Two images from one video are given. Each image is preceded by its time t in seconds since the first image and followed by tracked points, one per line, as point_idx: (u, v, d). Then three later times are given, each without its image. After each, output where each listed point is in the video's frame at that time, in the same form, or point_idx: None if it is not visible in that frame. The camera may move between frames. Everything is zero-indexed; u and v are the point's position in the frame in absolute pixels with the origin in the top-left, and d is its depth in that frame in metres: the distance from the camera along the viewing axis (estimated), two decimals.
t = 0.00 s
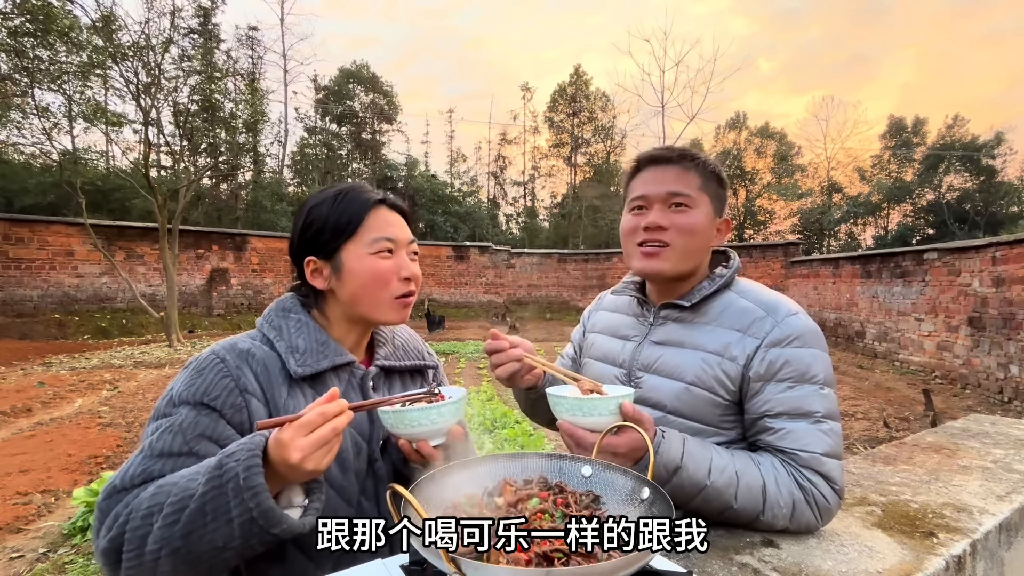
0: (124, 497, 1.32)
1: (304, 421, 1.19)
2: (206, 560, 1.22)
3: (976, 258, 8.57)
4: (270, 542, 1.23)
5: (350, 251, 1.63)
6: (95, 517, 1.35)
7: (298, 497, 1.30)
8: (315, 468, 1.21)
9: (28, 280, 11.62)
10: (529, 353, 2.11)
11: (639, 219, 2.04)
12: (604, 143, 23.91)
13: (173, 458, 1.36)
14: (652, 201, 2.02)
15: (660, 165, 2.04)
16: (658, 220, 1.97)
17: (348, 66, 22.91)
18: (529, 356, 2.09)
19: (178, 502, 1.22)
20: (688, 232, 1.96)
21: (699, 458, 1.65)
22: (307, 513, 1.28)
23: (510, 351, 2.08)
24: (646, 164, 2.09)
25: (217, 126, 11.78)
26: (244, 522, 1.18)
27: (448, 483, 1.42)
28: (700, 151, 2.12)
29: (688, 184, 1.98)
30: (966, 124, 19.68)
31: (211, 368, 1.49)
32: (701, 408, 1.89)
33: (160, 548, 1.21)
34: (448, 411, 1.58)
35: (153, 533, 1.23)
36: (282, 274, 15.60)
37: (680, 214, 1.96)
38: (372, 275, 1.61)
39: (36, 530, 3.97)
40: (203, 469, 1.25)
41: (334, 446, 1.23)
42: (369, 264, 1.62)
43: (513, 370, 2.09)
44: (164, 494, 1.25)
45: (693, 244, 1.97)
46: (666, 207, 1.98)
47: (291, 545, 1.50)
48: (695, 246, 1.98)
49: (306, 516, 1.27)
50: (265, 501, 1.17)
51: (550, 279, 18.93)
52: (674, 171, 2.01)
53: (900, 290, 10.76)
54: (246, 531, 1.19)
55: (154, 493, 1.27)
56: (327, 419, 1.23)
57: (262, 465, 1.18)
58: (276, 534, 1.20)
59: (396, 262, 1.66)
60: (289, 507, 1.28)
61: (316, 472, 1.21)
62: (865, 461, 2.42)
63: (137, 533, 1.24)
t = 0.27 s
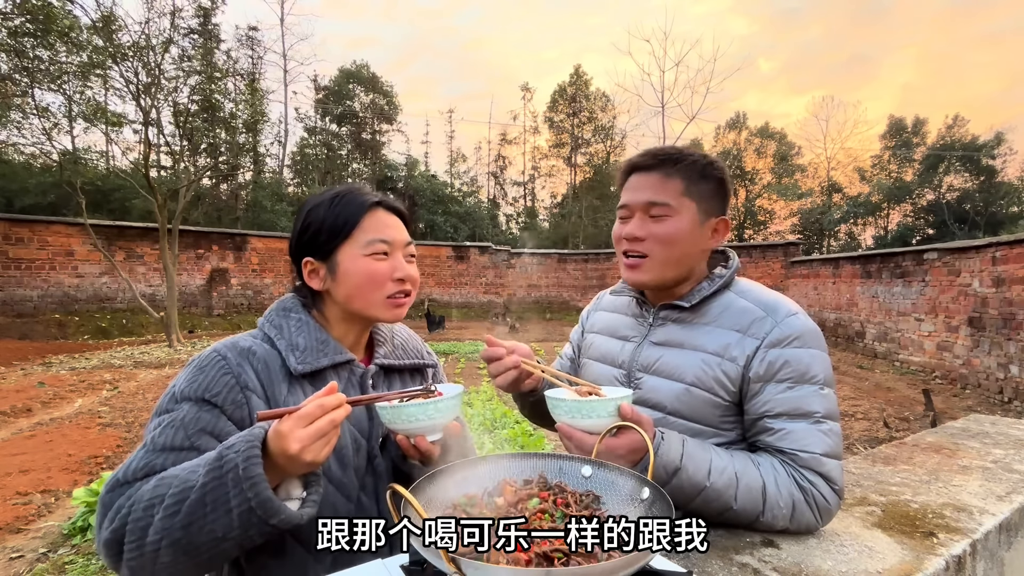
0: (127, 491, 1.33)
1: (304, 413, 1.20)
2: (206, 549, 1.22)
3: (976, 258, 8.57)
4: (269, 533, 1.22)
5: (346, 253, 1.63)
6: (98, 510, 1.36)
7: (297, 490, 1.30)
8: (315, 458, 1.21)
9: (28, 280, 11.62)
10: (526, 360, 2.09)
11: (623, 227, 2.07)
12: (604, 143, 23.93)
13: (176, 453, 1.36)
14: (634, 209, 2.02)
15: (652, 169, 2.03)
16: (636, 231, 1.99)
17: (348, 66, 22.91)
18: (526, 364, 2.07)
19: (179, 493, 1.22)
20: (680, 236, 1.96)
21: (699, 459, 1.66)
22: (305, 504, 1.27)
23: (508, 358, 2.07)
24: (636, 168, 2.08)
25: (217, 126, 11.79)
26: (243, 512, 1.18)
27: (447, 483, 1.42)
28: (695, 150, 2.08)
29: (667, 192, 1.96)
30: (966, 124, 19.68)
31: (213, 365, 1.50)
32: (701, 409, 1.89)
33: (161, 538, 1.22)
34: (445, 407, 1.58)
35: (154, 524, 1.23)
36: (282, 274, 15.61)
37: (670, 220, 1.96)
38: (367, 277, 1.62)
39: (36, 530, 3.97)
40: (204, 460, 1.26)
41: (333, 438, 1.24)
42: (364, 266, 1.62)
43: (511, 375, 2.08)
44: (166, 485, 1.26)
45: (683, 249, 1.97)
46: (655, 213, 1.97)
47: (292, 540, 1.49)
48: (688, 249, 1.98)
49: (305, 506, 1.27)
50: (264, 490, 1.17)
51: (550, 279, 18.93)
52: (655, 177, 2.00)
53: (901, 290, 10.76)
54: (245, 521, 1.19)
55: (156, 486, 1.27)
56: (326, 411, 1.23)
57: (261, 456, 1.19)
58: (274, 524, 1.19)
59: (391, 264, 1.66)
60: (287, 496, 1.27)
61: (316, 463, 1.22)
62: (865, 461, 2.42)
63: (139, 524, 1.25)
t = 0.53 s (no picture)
0: (126, 480, 1.33)
1: (302, 399, 1.21)
2: (198, 535, 1.21)
3: (976, 258, 8.57)
4: (260, 517, 1.22)
5: (326, 255, 1.62)
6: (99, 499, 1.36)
7: (290, 479, 1.28)
8: (309, 446, 1.21)
9: (28, 280, 11.62)
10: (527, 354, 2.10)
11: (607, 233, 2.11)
12: (604, 143, 23.92)
13: (176, 445, 1.36)
14: (614, 216, 2.06)
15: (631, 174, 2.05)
16: (615, 237, 2.03)
17: (348, 66, 22.90)
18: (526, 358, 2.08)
19: (173, 478, 1.22)
20: (659, 239, 1.96)
21: (698, 459, 1.66)
22: (298, 492, 1.26)
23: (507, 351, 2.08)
24: (618, 173, 2.11)
25: (217, 126, 11.80)
26: (233, 496, 1.17)
27: (447, 483, 1.42)
28: (679, 151, 2.06)
29: (639, 197, 1.98)
30: (966, 124, 19.68)
31: (215, 361, 1.50)
32: (701, 409, 1.90)
33: (155, 523, 1.21)
34: (444, 407, 1.59)
35: (149, 510, 1.23)
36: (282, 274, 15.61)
37: (645, 224, 1.97)
38: (343, 278, 1.59)
39: (36, 530, 3.97)
40: (199, 448, 1.25)
41: (328, 428, 1.23)
42: (341, 267, 1.59)
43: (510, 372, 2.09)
44: (162, 473, 1.26)
45: (663, 252, 1.97)
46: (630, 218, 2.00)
47: (292, 534, 1.50)
48: (669, 253, 1.98)
49: (297, 494, 1.25)
50: (255, 473, 1.17)
51: (550, 279, 18.93)
52: (630, 182, 2.03)
53: (901, 290, 10.76)
54: (236, 504, 1.18)
55: (153, 473, 1.27)
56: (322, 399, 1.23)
57: (253, 441, 1.19)
58: (263, 507, 1.18)
59: (370, 264, 1.61)
60: (281, 483, 1.27)
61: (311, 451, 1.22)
62: (865, 461, 2.42)
63: (134, 510, 1.25)
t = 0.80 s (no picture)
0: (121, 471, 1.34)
1: (278, 381, 1.21)
2: (177, 520, 1.20)
3: (976, 258, 8.57)
4: (236, 502, 1.20)
5: (319, 257, 1.63)
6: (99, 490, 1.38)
7: (270, 466, 1.26)
8: (285, 429, 1.20)
9: (28, 280, 11.62)
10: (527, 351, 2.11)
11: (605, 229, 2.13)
12: (604, 143, 23.92)
13: (170, 438, 1.37)
14: (612, 212, 2.07)
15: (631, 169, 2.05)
16: (612, 233, 2.04)
17: (348, 66, 22.89)
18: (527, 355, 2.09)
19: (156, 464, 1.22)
20: (648, 239, 1.96)
21: (698, 458, 1.66)
22: (276, 478, 1.24)
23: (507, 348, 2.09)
24: (618, 172, 2.11)
25: (217, 126, 11.81)
26: (207, 477, 1.16)
27: (447, 483, 1.42)
28: (681, 151, 2.06)
29: (636, 194, 1.98)
30: (966, 124, 19.68)
31: (215, 358, 1.51)
32: (700, 409, 1.89)
33: (139, 508, 1.22)
34: (443, 407, 1.59)
35: (135, 496, 1.24)
36: (283, 274, 15.61)
37: (635, 223, 1.98)
38: (332, 281, 1.59)
39: (36, 530, 3.97)
40: (182, 435, 1.25)
41: (306, 411, 1.23)
42: (330, 271, 1.60)
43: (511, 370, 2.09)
44: (149, 461, 1.27)
45: (654, 254, 1.97)
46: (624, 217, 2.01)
47: (291, 532, 1.50)
48: (662, 255, 1.98)
49: (275, 480, 1.23)
50: (226, 454, 1.15)
51: (550, 279, 18.94)
52: (632, 179, 2.03)
53: (901, 290, 10.76)
54: (209, 487, 1.17)
55: (141, 461, 1.28)
56: (300, 384, 1.23)
57: (227, 422, 1.18)
58: (234, 490, 1.16)
59: (359, 270, 1.60)
60: (260, 467, 1.25)
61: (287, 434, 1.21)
62: (865, 461, 2.42)
63: (122, 497, 1.26)
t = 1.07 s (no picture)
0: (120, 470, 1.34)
1: (277, 385, 1.21)
2: (175, 521, 1.20)
3: (976, 258, 8.56)
4: (234, 504, 1.19)
5: (325, 259, 1.63)
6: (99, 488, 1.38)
7: (268, 468, 1.26)
8: (282, 433, 1.20)
9: (28, 280, 11.62)
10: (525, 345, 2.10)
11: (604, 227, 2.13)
12: (604, 143, 23.90)
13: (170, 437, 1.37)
14: (612, 210, 2.07)
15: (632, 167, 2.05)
16: (611, 229, 2.04)
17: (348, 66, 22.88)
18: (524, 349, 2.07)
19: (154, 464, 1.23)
20: (651, 237, 1.96)
21: (698, 455, 1.66)
22: (274, 481, 1.24)
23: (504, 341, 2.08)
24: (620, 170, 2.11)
25: (217, 126, 11.82)
26: (204, 479, 1.16)
27: (447, 483, 1.42)
28: (682, 152, 2.07)
29: (638, 192, 1.99)
30: (967, 124, 19.66)
31: (216, 358, 1.51)
32: (698, 410, 1.90)
33: (137, 508, 1.22)
34: (442, 409, 1.58)
35: (133, 495, 1.24)
36: (282, 274, 15.60)
37: (639, 220, 1.97)
38: (338, 284, 1.59)
39: (36, 530, 3.97)
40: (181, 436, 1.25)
41: (303, 417, 1.22)
42: (336, 274, 1.59)
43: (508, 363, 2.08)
44: (148, 460, 1.27)
45: (656, 253, 1.97)
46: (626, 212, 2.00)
47: (289, 532, 1.50)
48: (663, 254, 1.98)
49: (271, 483, 1.23)
50: (223, 457, 1.15)
51: (550, 279, 18.93)
52: (632, 175, 2.04)
53: (901, 290, 10.76)
54: (206, 489, 1.17)
55: (140, 460, 1.28)
56: (298, 388, 1.23)
57: (225, 426, 1.18)
58: (231, 493, 1.16)
59: (364, 274, 1.60)
60: (260, 470, 1.25)
61: (283, 439, 1.20)
62: (865, 461, 2.42)
63: (121, 496, 1.26)
